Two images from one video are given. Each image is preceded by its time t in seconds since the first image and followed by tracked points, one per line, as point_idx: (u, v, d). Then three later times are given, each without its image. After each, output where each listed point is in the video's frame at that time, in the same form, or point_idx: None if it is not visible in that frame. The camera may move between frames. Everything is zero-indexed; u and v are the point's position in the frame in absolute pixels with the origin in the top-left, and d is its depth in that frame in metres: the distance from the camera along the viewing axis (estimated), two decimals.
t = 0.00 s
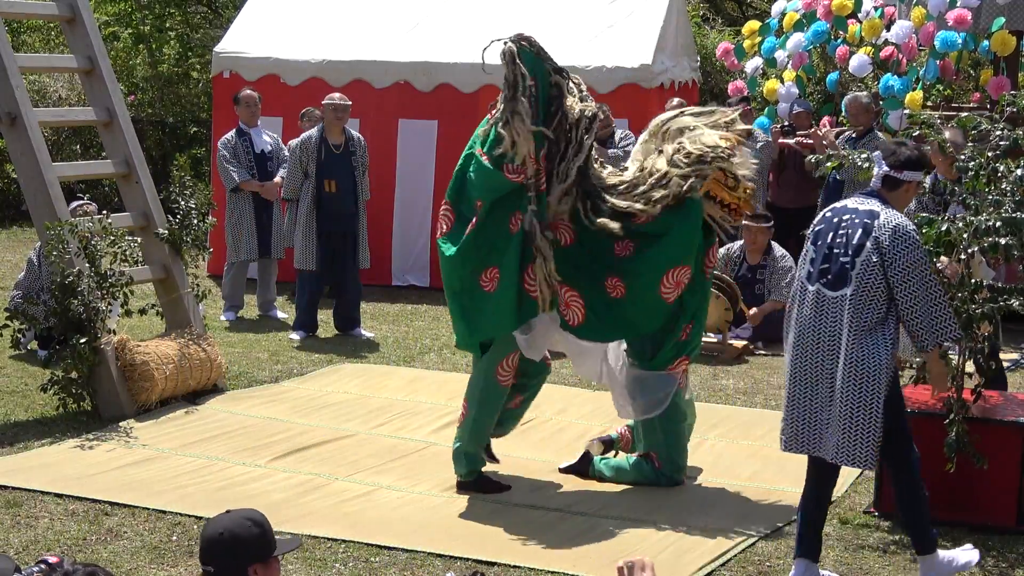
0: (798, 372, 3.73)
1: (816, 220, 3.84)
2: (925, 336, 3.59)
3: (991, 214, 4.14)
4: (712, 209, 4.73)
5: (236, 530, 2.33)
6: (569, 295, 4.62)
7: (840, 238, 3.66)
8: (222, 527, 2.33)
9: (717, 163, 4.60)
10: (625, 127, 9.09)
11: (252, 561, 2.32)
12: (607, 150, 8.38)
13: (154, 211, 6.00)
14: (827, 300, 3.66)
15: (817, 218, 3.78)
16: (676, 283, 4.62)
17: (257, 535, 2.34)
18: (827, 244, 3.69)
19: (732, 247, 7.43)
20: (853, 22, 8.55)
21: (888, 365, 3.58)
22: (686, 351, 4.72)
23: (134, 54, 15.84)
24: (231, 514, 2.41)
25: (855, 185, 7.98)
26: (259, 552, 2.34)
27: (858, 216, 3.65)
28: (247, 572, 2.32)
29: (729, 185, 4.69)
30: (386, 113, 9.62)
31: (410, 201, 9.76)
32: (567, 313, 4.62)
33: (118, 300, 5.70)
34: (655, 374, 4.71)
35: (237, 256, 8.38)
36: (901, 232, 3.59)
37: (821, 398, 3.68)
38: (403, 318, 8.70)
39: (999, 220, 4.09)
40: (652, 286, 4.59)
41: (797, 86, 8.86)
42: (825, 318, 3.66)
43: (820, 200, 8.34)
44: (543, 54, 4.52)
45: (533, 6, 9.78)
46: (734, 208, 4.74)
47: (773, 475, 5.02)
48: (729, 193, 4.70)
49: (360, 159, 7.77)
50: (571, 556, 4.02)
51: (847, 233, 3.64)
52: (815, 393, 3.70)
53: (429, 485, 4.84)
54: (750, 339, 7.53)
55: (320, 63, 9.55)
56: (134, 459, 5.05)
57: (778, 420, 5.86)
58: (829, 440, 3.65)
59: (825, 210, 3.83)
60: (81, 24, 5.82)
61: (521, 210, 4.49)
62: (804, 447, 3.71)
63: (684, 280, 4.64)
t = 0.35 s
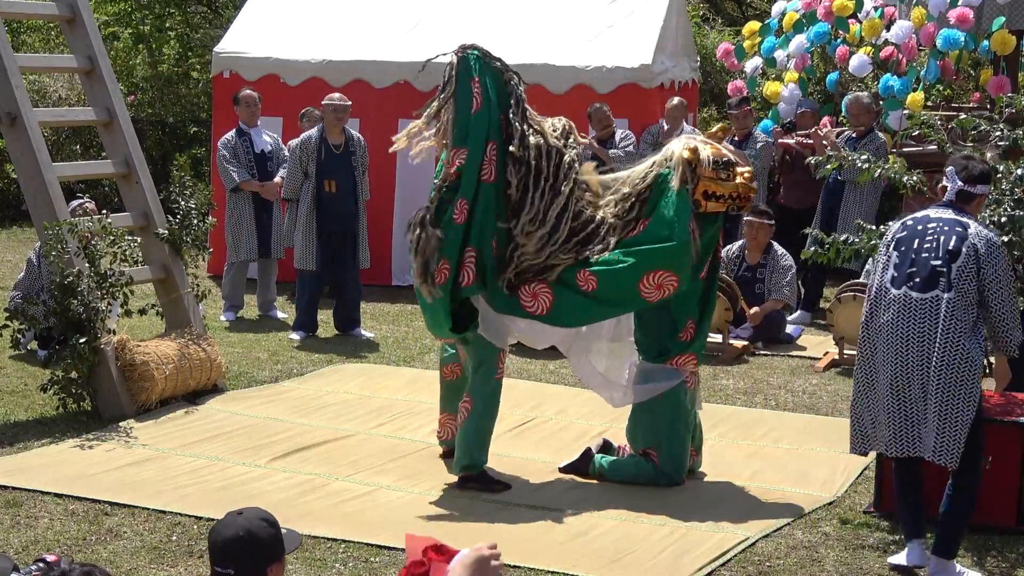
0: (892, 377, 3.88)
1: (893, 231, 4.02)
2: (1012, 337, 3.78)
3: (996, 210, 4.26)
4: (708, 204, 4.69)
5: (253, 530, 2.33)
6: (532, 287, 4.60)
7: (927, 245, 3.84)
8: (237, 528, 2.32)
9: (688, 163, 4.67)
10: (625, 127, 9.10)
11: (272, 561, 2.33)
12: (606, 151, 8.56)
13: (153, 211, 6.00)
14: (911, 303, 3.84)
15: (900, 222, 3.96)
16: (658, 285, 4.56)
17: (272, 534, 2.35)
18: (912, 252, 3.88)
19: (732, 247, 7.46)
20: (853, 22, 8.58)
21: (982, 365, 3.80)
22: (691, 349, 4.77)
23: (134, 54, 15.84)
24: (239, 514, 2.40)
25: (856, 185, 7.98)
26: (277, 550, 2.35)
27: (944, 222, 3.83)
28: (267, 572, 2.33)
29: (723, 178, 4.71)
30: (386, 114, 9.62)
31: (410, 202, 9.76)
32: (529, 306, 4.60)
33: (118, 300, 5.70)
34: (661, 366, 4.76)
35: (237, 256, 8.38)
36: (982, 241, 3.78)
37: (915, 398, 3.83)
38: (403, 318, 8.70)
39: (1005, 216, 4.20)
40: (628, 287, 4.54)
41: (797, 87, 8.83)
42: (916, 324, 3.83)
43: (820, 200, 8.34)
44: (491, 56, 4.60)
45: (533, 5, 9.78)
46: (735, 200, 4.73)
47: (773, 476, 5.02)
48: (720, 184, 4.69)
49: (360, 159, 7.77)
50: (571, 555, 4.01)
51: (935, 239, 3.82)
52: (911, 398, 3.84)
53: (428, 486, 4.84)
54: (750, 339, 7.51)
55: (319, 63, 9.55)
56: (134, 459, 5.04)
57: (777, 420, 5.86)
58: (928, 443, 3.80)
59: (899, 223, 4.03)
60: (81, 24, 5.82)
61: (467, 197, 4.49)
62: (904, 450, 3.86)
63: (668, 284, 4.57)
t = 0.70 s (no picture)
0: (950, 395, 3.86)
1: (904, 256, 4.04)
2: None
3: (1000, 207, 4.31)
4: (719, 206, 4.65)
5: (243, 533, 2.32)
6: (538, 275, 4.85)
7: (959, 261, 3.91)
8: (227, 530, 2.32)
9: (694, 169, 4.63)
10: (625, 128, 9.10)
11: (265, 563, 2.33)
12: (607, 151, 8.64)
13: (153, 211, 6.00)
14: (962, 314, 3.85)
15: (920, 246, 3.98)
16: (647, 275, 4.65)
17: (263, 537, 2.34)
18: (946, 270, 3.91)
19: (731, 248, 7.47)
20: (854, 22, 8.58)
21: None
22: (679, 334, 4.71)
23: (133, 54, 15.85)
24: (230, 517, 2.40)
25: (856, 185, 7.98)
26: (269, 553, 2.34)
27: (963, 241, 3.97)
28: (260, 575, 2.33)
29: (726, 175, 4.62)
30: (386, 114, 9.62)
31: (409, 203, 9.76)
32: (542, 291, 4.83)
33: (118, 300, 5.70)
34: (648, 351, 4.73)
35: (237, 256, 8.38)
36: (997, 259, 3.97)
37: (985, 410, 3.83)
38: (403, 318, 8.70)
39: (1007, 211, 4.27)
40: (628, 280, 4.70)
41: (797, 87, 8.82)
42: (961, 335, 3.85)
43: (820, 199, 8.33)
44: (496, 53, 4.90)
45: (532, 6, 9.78)
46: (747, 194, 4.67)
47: (773, 476, 5.01)
48: (727, 183, 4.62)
49: (360, 160, 7.77)
50: (571, 556, 4.01)
51: (965, 255, 3.92)
52: (975, 406, 3.84)
53: (428, 486, 4.84)
54: (750, 339, 7.52)
55: (319, 63, 9.55)
56: (134, 459, 5.05)
57: (777, 420, 5.86)
58: (997, 445, 3.80)
59: (916, 244, 4.07)
60: (81, 24, 5.82)
61: (463, 181, 4.73)
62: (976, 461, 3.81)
63: (655, 275, 4.64)
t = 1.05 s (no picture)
0: (997, 420, 3.79)
1: (914, 303, 4.02)
2: None
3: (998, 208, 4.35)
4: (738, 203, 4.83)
5: (237, 534, 2.32)
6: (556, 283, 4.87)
7: (970, 293, 3.94)
8: (220, 532, 2.32)
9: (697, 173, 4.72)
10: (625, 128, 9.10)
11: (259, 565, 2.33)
12: (606, 151, 8.65)
13: (153, 211, 5.99)
14: (986, 339, 3.82)
15: (928, 289, 3.98)
16: (660, 254, 4.56)
17: (256, 539, 2.34)
18: (960, 302, 3.91)
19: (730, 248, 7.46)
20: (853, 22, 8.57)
21: None
22: (668, 329, 4.61)
23: (133, 54, 15.85)
24: (225, 518, 2.40)
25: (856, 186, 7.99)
26: (262, 555, 2.34)
27: (966, 279, 4.01)
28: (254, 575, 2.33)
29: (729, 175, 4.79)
30: (386, 114, 9.61)
31: (410, 204, 9.76)
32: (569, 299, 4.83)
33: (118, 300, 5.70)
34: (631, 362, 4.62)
35: (238, 256, 8.38)
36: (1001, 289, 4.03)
37: None
38: (403, 318, 8.70)
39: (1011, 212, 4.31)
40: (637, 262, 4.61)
41: (797, 87, 8.82)
42: (990, 360, 3.80)
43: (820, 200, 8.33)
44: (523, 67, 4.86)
45: (532, 6, 9.79)
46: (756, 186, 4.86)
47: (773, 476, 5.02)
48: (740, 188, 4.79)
49: (360, 160, 7.76)
50: (571, 556, 4.01)
51: (973, 291, 3.95)
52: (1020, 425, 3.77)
53: (429, 486, 4.84)
54: (749, 339, 7.53)
55: (319, 63, 9.55)
56: (134, 459, 5.05)
57: (777, 420, 5.86)
58: None
59: (919, 292, 4.11)
60: (81, 25, 5.82)
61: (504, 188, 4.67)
62: (1021, 475, 3.75)
63: (670, 252, 4.55)
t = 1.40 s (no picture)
0: (994, 414, 3.84)
1: (923, 290, 4.07)
2: None
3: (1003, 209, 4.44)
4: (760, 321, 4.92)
5: (235, 534, 2.32)
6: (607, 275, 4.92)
7: (978, 283, 3.97)
8: (216, 532, 2.32)
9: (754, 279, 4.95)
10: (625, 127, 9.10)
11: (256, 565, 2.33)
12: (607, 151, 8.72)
13: (153, 211, 5.99)
14: (989, 329, 3.85)
15: (937, 277, 4.03)
16: (702, 294, 4.70)
17: (253, 538, 2.34)
18: (967, 292, 3.96)
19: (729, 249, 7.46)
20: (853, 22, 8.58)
21: None
22: (657, 352, 4.67)
23: (134, 54, 15.86)
24: (222, 518, 2.39)
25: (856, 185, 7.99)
26: (259, 555, 2.34)
27: (977, 269, 4.04)
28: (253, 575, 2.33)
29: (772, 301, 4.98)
30: (385, 114, 9.60)
31: (410, 204, 9.74)
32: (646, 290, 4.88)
33: (118, 300, 5.70)
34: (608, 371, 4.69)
35: (238, 257, 8.38)
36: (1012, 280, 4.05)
37: None
38: (403, 318, 8.70)
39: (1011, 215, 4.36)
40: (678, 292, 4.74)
41: (797, 87, 8.82)
42: (991, 351, 3.84)
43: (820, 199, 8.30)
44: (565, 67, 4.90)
45: (531, 6, 9.79)
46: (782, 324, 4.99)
47: (773, 476, 5.02)
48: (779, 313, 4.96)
49: (361, 160, 7.75)
50: (571, 556, 4.01)
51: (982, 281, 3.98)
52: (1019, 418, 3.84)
53: (429, 485, 4.84)
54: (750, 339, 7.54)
55: (319, 63, 9.55)
56: (133, 459, 5.05)
57: (776, 420, 5.87)
58: None
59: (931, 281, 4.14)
60: (81, 24, 5.82)
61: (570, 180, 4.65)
62: (1015, 467, 3.82)
63: (711, 293, 4.70)
